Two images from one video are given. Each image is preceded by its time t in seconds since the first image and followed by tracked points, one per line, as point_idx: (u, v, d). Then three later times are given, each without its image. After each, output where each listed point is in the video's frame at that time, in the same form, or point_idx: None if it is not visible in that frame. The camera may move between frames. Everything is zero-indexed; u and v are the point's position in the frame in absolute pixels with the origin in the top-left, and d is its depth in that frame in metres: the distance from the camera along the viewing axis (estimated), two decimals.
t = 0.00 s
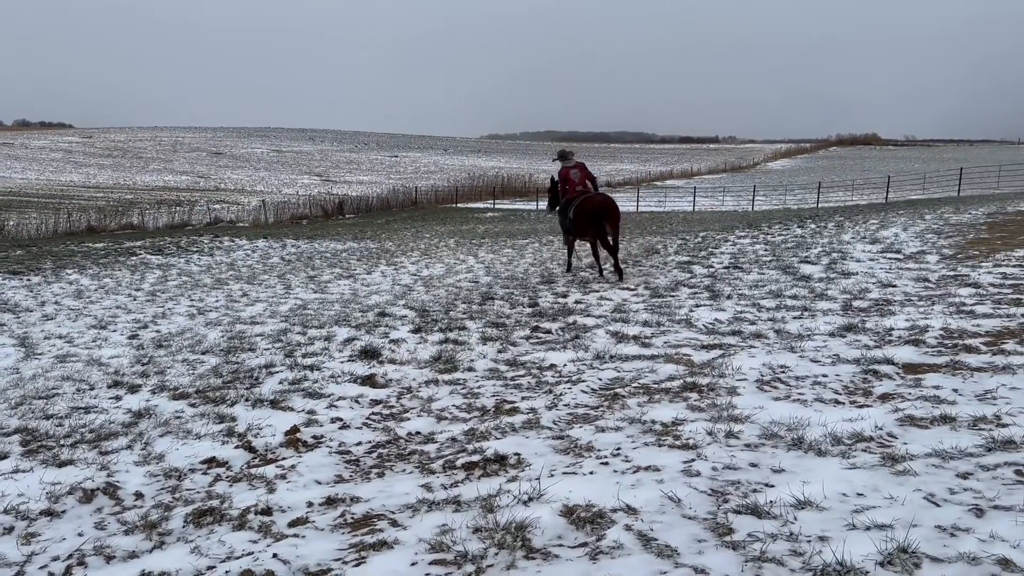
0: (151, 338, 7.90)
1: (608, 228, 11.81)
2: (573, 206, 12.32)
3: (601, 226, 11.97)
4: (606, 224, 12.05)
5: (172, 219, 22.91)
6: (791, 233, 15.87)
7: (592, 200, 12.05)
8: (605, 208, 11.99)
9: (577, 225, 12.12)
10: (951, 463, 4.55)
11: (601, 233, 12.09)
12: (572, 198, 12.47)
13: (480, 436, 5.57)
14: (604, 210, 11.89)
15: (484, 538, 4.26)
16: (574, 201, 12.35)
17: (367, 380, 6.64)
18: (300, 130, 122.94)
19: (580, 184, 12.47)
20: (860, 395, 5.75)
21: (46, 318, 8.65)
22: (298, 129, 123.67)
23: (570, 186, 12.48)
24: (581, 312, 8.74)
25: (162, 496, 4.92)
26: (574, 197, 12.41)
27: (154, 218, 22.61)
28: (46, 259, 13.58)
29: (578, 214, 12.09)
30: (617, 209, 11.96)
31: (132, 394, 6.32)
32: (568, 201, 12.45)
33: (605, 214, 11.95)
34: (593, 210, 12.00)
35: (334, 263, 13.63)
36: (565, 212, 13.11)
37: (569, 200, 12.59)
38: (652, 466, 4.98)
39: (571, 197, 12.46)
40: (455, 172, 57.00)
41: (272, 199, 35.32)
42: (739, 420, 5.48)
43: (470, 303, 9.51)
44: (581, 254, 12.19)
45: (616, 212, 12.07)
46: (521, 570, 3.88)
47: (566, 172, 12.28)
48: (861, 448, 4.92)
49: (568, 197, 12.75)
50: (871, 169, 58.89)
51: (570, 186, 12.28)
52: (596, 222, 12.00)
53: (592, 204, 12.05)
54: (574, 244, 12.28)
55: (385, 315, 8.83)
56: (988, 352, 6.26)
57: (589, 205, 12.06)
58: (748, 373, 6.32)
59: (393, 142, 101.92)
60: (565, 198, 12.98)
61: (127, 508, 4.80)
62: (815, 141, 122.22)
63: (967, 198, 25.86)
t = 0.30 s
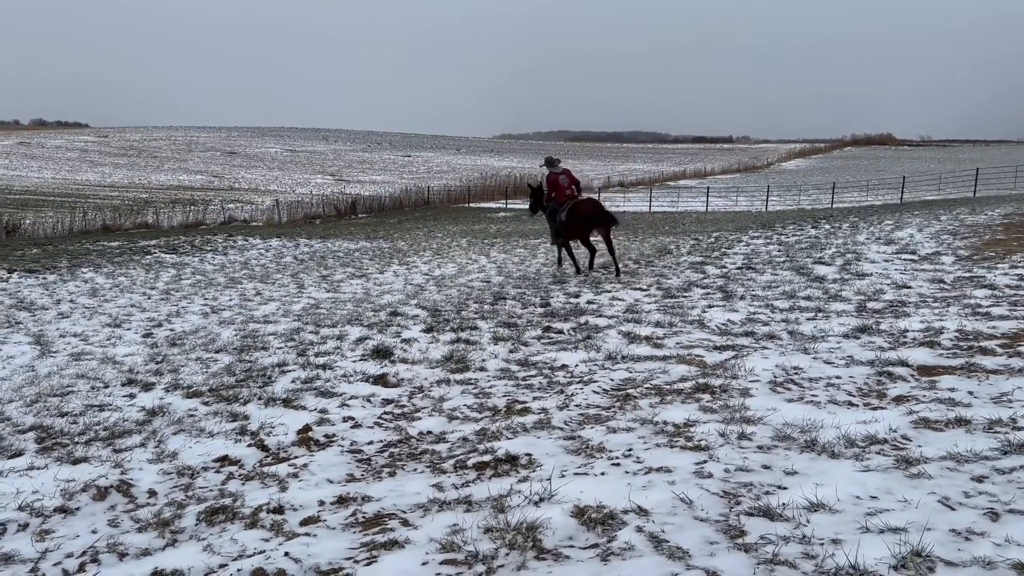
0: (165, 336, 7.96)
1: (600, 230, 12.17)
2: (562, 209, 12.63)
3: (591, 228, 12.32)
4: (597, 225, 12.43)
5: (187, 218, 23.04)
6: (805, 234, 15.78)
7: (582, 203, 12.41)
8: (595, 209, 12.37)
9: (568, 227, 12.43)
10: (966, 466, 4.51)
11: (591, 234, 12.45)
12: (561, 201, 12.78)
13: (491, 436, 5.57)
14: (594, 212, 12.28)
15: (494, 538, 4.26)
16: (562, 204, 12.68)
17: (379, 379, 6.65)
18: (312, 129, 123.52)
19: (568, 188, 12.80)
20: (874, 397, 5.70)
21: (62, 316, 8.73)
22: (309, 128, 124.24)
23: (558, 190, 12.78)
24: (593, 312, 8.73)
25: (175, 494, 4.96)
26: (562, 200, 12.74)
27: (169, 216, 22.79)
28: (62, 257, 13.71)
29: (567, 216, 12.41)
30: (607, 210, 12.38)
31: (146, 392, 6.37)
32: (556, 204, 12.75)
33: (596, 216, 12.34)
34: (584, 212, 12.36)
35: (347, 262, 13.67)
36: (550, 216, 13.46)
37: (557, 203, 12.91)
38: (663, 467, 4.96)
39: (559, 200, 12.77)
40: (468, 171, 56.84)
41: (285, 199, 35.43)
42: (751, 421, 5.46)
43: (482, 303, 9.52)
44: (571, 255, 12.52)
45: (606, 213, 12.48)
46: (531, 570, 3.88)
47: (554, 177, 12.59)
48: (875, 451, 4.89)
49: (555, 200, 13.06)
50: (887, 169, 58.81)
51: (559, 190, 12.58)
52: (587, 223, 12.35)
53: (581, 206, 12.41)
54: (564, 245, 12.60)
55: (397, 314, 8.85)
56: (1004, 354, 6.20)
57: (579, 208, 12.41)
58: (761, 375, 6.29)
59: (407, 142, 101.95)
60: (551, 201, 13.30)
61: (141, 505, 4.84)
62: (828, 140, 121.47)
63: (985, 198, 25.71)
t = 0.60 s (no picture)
0: (187, 334, 8.03)
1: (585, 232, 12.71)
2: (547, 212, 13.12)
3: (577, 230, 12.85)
4: (581, 226, 12.99)
5: (209, 217, 23.21)
6: (827, 235, 15.63)
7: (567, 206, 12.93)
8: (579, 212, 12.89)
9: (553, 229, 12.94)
10: (991, 471, 4.44)
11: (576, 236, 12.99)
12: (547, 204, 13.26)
13: (510, 436, 5.57)
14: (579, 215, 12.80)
15: (512, 538, 4.25)
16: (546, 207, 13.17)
17: (398, 378, 6.67)
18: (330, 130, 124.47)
19: (555, 191, 13.27)
20: (896, 400, 5.64)
21: (86, 313, 8.84)
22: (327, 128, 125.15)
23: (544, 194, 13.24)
24: (612, 313, 8.70)
25: (196, 490, 5.00)
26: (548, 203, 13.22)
27: (192, 216, 23.01)
28: (87, 255, 13.88)
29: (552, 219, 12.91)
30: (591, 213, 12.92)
31: (168, 389, 6.43)
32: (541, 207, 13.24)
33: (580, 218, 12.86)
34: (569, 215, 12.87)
35: (367, 262, 13.73)
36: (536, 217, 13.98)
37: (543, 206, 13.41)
38: (683, 469, 4.94)
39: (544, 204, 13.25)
40: (486, 172, 56.98)
41: (305, 199, 35.63)
42: (772, 423, 5.42)
43: (501, 303, 9.52)
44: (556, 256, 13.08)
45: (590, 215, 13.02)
46: (550, 571, 3.87)
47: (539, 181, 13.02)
48: (897, 454, 4.83)
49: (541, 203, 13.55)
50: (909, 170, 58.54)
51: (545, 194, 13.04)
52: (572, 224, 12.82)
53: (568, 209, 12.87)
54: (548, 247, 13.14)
55: (416, 313, 8.88)
56: None
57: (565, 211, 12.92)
58: (782, 377, 6.24)
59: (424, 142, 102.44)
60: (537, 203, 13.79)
61: (162, 501, 4.88)
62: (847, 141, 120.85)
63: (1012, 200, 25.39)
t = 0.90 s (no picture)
0: (217, 332, 8.13)
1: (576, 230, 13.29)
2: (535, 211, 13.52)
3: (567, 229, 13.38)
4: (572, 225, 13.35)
5: (239, 217, 23.48)
6: (857, 237, 15.44)
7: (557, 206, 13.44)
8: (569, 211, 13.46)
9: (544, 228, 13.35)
10: None
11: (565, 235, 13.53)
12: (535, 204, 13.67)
13: (536, 436, 5.58)
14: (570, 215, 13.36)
15: (538, 539, 4.26)
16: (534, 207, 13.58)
17: (424, 377, 6.70)
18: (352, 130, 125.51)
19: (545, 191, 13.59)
20: (928, 405, 5.57)
21: (118, 311, 8.99)
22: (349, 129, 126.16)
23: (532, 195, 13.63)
24: (638, 314, 8.67)
25: (225, 486, 5.06)
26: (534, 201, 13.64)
27: (222, 215, 23.29)
28: (120, 254, 14.10)
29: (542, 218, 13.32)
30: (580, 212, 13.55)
31: (198, 386, 6.51)
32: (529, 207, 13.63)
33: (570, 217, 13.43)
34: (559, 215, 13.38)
35: (393, 262, 13.81)
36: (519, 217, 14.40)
37: (532, 206, 13.79)
38: (710, 472, 4.91)
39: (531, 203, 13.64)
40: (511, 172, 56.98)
41: (332, 199, 35.92)
42: (801, 427, 5.37)
43: (526, 304, 9.53)
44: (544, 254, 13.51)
45: (578, 215, 13.70)
46: (576, 572, 3.87)
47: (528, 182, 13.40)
48: (928, 459, 4.77)
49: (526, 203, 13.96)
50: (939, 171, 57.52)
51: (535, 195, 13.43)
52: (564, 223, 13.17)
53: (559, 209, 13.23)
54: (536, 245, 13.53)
55: (442, 313, 8.92)
56: None
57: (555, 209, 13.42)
58: (810, 380, 6.18)
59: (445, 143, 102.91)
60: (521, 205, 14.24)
61: (192, 497, 4.95)
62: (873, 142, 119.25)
63: None
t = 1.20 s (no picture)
0: (252, 331, 8.23)
1: (567, 235, 13.49)
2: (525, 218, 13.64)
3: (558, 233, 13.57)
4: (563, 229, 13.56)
5: (274, 217, 23.76)
6: (894, 241, 15.21)
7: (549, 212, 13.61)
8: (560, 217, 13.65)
9: (535, 233, 13.51)
10: None
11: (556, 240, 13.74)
12: (526, 210, 13.78)
13: (568, 438, 5.57)
14: (561, 220, 13.55)
15: (572, 541, 4.25)
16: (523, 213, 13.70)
17: (456, 378, 6.73)
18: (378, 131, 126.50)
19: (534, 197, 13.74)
20: (968, 411, 5.47)
21: (157, 309, 9.15)
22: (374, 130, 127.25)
23: (523, 202, 13.73)
24: (671, 316, 8.64)
25: (262, 484, 5.11)
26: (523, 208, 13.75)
27: (258, 216, 23.58)
28: (158, 253, 14.33)
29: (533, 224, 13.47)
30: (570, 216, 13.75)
31: (234, 384, 6.60)
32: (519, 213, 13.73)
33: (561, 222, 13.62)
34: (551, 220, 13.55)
35: (425, 262, 13.90)
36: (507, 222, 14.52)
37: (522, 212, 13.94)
38: (745, 476, 4.87)
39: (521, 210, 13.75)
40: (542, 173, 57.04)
41: (364, 200, 36.21)
42: (838, 432, 5.32)
43: (558, 305, 9.53)
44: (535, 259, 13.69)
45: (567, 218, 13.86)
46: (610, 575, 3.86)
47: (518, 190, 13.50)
48: (969, 467, 4.69)
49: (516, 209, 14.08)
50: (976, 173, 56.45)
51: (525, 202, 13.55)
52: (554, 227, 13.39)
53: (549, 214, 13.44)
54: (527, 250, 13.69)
55: (474, 314, 8.95)
56: None
57: (547, 215, 13.59)
58: (847, 385, 6.11)
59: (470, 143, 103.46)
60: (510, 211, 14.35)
61: (230, 493, 5.02)
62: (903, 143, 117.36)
63: None
